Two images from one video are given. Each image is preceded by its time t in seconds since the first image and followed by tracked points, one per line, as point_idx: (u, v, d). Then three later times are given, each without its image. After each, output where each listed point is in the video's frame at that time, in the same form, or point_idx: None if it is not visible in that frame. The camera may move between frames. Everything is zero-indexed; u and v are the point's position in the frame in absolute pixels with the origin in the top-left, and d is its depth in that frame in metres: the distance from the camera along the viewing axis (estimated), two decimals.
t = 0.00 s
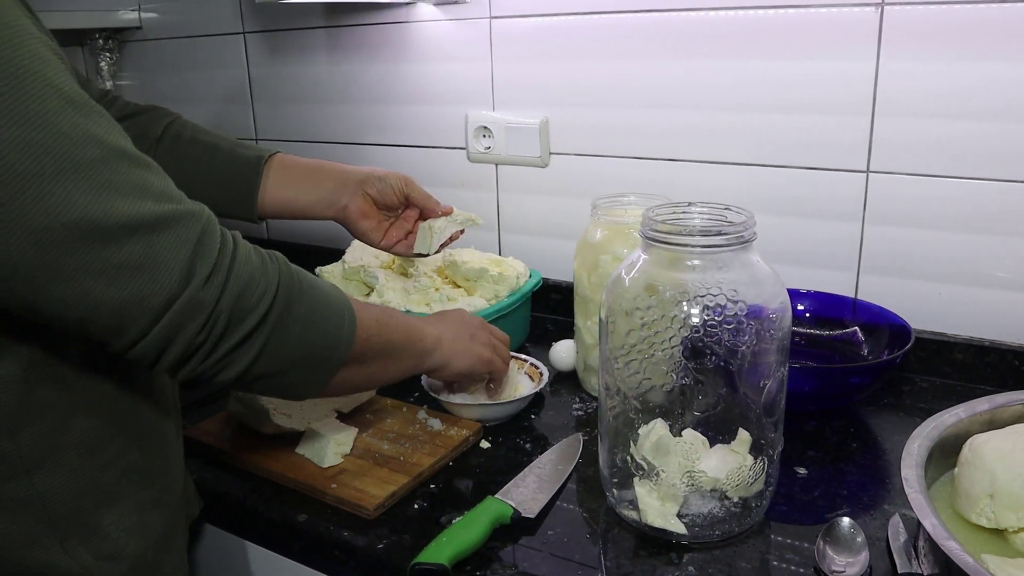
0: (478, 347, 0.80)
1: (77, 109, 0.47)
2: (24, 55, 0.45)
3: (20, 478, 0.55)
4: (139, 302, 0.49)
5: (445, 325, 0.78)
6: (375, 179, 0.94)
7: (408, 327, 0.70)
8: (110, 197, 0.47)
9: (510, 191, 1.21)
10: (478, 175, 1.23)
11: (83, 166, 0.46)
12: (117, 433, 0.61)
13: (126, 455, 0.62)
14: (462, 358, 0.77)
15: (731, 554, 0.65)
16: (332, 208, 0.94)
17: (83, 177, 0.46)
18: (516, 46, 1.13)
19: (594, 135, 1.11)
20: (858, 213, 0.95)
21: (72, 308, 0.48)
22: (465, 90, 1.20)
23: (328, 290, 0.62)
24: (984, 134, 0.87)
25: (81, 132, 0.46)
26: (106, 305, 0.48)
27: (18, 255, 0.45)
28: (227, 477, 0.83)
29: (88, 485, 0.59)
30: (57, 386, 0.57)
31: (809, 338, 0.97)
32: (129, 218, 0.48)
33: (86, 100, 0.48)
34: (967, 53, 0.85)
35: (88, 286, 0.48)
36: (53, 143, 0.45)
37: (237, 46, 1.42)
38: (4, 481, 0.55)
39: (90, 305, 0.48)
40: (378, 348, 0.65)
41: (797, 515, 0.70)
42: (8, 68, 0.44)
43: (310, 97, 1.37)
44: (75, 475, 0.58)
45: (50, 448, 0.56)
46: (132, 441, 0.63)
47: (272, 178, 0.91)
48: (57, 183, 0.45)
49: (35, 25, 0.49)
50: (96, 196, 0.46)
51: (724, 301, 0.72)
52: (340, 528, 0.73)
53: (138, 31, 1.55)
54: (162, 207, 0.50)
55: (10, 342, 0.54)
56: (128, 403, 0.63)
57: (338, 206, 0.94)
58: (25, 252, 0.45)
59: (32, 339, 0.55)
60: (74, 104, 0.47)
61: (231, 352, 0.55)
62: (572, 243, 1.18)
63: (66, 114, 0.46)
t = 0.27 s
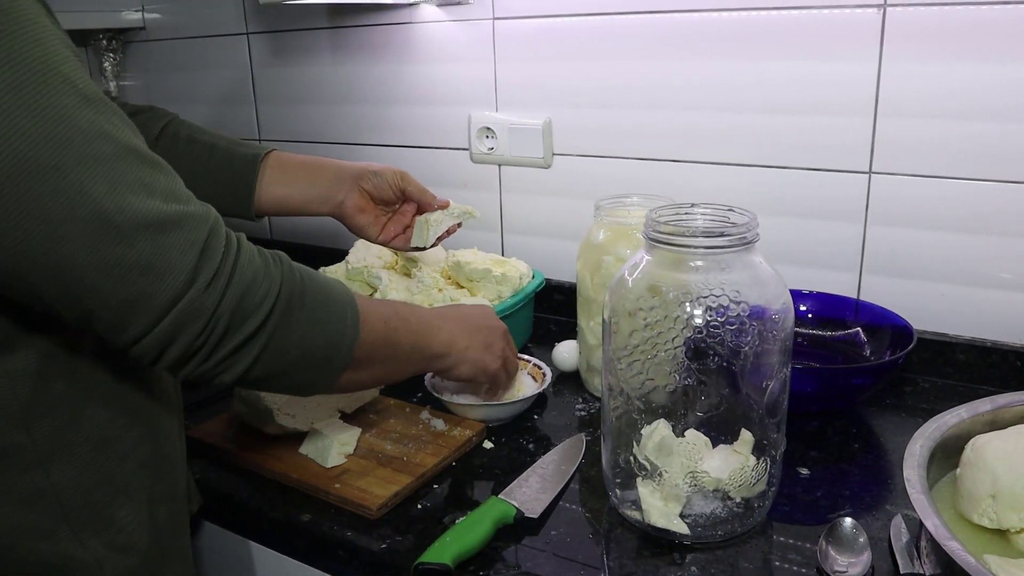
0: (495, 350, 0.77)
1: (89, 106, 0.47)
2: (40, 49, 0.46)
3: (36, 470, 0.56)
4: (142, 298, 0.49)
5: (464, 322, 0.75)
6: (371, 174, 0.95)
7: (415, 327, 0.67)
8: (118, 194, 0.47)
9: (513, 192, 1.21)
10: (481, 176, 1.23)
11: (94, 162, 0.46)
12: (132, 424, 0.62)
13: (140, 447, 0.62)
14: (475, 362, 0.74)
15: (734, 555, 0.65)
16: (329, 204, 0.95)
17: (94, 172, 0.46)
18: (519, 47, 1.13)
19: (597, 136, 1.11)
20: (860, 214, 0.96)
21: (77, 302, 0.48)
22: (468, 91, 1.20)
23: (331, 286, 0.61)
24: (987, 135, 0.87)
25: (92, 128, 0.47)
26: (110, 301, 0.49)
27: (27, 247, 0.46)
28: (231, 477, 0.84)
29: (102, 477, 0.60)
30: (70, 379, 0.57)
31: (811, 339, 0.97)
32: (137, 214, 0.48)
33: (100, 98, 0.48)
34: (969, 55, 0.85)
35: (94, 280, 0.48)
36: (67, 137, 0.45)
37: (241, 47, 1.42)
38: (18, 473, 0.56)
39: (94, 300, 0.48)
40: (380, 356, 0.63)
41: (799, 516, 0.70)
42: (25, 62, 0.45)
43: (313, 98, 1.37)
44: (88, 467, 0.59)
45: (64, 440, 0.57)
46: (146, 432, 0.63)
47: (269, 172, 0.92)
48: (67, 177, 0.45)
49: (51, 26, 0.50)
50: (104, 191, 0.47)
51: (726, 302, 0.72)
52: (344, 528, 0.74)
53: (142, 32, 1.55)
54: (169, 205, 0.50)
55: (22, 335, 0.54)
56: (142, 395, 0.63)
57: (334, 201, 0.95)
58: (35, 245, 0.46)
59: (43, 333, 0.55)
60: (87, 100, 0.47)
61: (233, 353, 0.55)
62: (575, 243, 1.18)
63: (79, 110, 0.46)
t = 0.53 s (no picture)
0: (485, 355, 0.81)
1: (91, 105, 0.48)
2: (42, 49, 0.46)
3: (35, 469, 0.56)
4: (143, 294, 0.50)
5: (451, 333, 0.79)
6: (378, 174, 0.95)
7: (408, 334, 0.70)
8: (120, 191, 0.47)
9: (516, 191, 1.21)
10: (484, 176, 1.23)
11: (98, 159, 0.47)
12: (130, 424, 0.62)
13: (138, 446, 0.63)
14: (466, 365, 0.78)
15: (737, 554, 0.65)
16: (336, 203, 0.95)
17: (97, 170, 0.47)
18: (522, 47, 1.13)
19: (600, 136, 1.11)
20: (863, 214, 0.96)
21: (79, 297, 0.49)
22: (471, 91, 1.20)
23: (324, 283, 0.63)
24: (989, 135, 0.87)
25: (95, 127, 0.47)
26: (110, 296, 0.49)
27: (29, 241, 0.46)
28: (235, 476, 0.84)
29: (100, 477, 0.60)
30: (69, 379, 0.57)
31: (814, 339, 0.97)
32: (138, 211, 0.48)
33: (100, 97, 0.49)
34: (972, 55, 0.85)
35: (95, 276, 0.48)
36: (71, 134, 0.46)
37: (244, 47, 1.42)
38: (18, 473, 0.56)
39: (95, 296, 0.49)
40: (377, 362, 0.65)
41: (801, 515, 0.71)
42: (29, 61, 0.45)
43: (316, 98, 1.38)
44: (87, 467, 0.59)
45: (63, 440, 0.57)
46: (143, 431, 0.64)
47: (276, 174, 0.92)
48: (71, 173, 0.46)
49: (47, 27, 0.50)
50: (106, 188, 0.47)
51: (729, 302, 0.72)
52: (347, 527, 0.74)
53: (145, 32, 1.56)
54: (169, 203, 0.50)
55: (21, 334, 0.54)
56: (139, 396, 0.63)
57: (341, 201, 0.95)
58: (37, 239, 0.46)
59: (42, 331, 0.55)
60: (89, 99, 0.48)
61: (231, 351, 0.55)
62: (578, 243, 1.18)
63: (82, 108, 0.47)
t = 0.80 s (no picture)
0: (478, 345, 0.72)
1: (70, 117, 0.47)
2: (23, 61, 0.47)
3: (28, 470, 0.57)
4: (110, 312, 0.49)
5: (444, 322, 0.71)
6: (378, 167, 0.96)
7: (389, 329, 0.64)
8: (91, 209, 0.47)
9: (518, 192, 1.21)
10: (486, 177, 1.24)
11: (69, 171, 0.47)
12: (122, 425, 0.62)
13: (130, 447, 0.63)
14: (462, 357, 0.71)
15: (739, 555, 0.65)
16: (336, 198, 0.95)
17: (66, 184, 0.47)
18: (525, 48, 1.13)
19: (602, 136, 1.11)
20: (866, 215, 0.96)
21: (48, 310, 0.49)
22: (474, 91, 1.20)
23: (314, 298, 0.60)
24: (992, 137, 0.87)
25: (69, 141, 0.47)
26: (75, 311, 0.49)
27: None
28: (238, 476, 0.84)
29: (95, 476, 0.60)
30: (59, 379, 0.58)
31: (816, 340, 0.97)
32: (105, 227, 0.48)
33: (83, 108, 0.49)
34: (975, 56, 0.85)
35: (61, 290, 0.48)
36: (47, 150, 0.46)
37: (248, 47, 1.43)
38: (12, 473, 0.56)
39: (63, 310, 0.49)
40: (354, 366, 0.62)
41: (803, 516, 0.71)
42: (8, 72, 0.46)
43: (319, 98, 1.38)
44: (82, 466, 0.59)
45: (56, 440, 0.58)
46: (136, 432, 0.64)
47: (278, 169, 0.92)
48: (42, 186, 0.46)
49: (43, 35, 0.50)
50: (76, 201, 0.47)
51: (732, 303, 0.73)
52: (350, 527, 0.74)
53: (149, 32, 1.56)
54: (144, 220, 0.50)
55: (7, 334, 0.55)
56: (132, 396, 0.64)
57: (341, 195, 0.95)
58: (5, 251, 0.46)
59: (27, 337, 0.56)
60: (70, 110, 0.48)
61: (203, 372, 0.54)
62: (580, 244, 1.18)
63: (61, 123, 0.47)
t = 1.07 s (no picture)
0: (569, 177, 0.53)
1: None
2: None
3: (26, 465, 0.57)
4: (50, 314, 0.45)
5: (510, 160, 0.53)
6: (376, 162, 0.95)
7: (448, 194, 0.51)
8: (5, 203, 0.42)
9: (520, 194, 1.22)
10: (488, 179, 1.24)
11: None
12: (124, 416, 0.62)
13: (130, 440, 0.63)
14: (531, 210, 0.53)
15: (740, 556, 0.65)
16: (336, 195, 0.92)
17: None
18: (527, 50, 1.14)
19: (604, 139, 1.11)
20: (867, 217, 0.96)
21: None
22: (476, 93, 1.21)
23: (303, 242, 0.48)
24: (993, 139, 0.87)
25: None
26: (28, 313, 0.45)
27: None
28: (241, 476, 0.85)
29: (96, 471, 0.60)
30: (44, 376, 0.57)
31: (817, 342, 0.97)
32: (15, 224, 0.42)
33: None
34: (975, 59, 0.85)
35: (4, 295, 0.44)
36: None
37: (251, 49, 1.43)
38: (6, 470, 0.56)
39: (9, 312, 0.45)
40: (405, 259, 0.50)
41: (804, 518, 0.71)
42: None
43: (322, 100, 1.38)
44: (81, 461, 0.59)
45: (54, 435, 0.58)
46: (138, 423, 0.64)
47: (275, 163, 0.91)
48: None
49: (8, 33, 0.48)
50: None
51: (734, 305, 0.73)
52: (352, 528, 0.74)
53: (152, 34, 1.57)
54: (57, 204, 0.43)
55: None
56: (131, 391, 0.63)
57: (340, 192, 0.92)
58: None
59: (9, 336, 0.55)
60: None
61: (181, 365, 0.48)
62: (581, 246, 1.19)
63: None
